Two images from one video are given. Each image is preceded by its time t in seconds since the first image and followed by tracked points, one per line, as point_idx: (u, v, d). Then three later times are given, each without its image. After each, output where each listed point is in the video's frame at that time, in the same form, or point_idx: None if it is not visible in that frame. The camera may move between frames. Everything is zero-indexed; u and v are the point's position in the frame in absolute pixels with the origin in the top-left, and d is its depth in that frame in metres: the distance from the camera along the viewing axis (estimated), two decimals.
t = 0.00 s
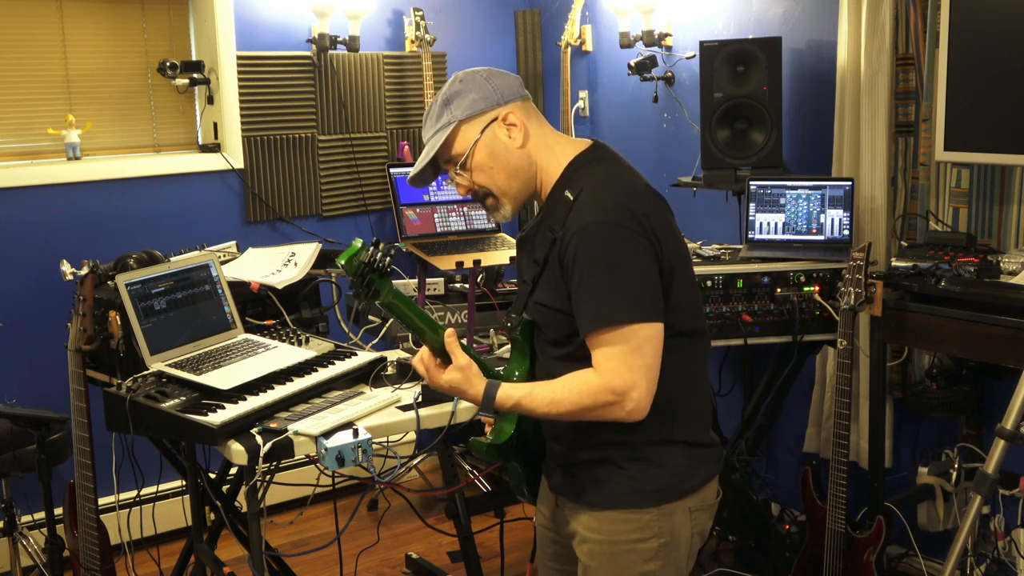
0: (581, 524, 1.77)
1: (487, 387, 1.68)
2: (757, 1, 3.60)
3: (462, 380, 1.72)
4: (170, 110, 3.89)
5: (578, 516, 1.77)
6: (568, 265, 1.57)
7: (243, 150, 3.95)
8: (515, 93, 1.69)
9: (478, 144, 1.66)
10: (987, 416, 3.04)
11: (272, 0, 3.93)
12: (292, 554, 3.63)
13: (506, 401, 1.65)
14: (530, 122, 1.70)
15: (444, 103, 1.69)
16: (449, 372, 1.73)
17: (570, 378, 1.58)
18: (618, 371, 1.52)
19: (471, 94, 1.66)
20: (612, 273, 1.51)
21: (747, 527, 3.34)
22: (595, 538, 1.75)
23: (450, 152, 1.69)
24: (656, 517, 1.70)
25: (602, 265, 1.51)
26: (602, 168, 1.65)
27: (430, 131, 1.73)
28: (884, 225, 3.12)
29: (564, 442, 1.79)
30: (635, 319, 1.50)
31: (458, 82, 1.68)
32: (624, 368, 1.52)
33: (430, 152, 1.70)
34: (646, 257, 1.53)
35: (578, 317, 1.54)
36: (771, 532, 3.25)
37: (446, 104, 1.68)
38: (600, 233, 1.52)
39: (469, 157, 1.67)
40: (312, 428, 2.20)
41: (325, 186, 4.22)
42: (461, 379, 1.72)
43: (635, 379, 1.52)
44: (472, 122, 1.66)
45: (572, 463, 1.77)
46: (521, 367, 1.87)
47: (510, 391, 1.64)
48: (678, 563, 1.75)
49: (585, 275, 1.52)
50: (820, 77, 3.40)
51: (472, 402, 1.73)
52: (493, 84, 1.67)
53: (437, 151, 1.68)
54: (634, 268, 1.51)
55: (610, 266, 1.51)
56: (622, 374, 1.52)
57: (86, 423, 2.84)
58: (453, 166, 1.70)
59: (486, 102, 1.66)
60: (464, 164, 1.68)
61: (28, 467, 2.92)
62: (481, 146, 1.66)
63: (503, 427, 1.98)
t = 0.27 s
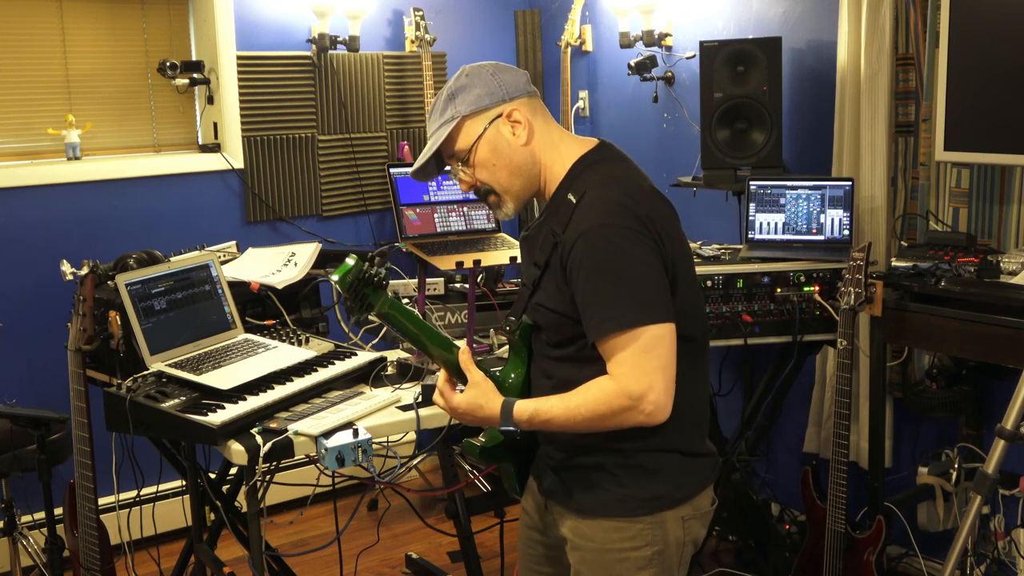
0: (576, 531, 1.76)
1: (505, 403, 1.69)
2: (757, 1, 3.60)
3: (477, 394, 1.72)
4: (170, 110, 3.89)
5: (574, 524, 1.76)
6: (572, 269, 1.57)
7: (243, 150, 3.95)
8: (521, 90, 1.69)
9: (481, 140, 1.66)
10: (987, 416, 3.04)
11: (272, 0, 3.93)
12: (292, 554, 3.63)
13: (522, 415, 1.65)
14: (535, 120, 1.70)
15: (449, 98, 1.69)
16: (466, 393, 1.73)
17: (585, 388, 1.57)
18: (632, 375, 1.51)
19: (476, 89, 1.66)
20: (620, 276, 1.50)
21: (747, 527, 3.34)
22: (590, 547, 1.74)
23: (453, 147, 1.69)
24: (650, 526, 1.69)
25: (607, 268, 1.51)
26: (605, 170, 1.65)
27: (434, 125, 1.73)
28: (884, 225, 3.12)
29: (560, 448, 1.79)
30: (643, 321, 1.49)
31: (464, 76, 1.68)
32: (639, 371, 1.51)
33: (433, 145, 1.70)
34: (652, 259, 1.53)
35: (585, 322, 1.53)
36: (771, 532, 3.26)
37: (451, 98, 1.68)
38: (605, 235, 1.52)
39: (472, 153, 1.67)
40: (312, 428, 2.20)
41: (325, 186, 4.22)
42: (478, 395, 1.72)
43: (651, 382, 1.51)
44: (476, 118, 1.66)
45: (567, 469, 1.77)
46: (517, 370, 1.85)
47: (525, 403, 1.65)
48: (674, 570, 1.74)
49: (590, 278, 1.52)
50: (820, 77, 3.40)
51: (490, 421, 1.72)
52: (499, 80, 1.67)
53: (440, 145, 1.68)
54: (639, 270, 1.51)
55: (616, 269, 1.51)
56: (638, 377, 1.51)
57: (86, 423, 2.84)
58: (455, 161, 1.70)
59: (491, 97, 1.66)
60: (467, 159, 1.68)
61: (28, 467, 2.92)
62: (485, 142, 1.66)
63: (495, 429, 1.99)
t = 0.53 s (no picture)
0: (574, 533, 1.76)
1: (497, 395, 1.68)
2: (757, 1, 3.60)
3: (467, 386, 1.72)
4: (170, 110, 3.89)
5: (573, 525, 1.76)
6: (567, 268, 1.57)
7: (243, 150, 3.95)
8: (523, 87, 1.69)
9: (482, 136, 1.66)
10: (987, 416, 3.04)
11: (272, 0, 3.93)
12: (292, 554, 3.63)
13: (508, 408, 1.65)
14: (536, 118, 1.70)
15: (450, 94, 1.69)
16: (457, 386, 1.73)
17: (572, 385, 1.57)
18: (620, 375, 1.51)
19: (478, 86, 1.66)
20: (612, 275, 1.51)
21: (747, 527, 3.35)
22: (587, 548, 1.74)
23: (454, 143, 1.69)
24: (640, 529, 1.69)
25: (602, 267, 1.51)
26: (603, 170, 1.65)
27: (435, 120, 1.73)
28: (884, 225, 3.12)
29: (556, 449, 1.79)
30: (636, 321, 1.49)
31: (466, 73, 1.68)
32: (626, 372, 1.51)
33: (434, 141, 1.70)
34: (647, 259, 1.53)
35: (578, 321, 1.53)
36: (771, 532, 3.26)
37: (453, 94, 1.68)
38: (602, 234, 1.52)
39: (472, 149, 1.67)
40: (312, 428, 2.20)
41: (325, 186, 4.22)
42: (470, 388, 1.72)
43: (640, 383, 1.51)
44: (477, 114, 1.66)
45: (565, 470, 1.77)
46: (510, 368, 1.85)
47: (513, 396, 1.65)
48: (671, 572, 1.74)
49: (585, 277, 1.52)
50: (820, 77, 3.40)
51: (481, 415, 1.71)
52: (501, 77, 1.67)
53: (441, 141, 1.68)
54: (634, 270, 1.51)
55: (611, 268, 1.51)
56: (626, 376, 1.51)
57: (86, 423, 2.84)
58: (455, 157, 1.70)
59: (492, 94, 1.66)
60: (467, 156, 1.69)
61: (28, 467, 2.92)
62: (485, 139, 1.66)
63: (486, 426, 1.98)
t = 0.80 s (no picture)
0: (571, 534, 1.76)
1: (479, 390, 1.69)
2: (757, 1, 3.60)
3: (452, 381, 1.73)
4: (170, 110, 3.89)
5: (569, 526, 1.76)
6: (548, 266, 1.57)
7: (243, 150, 3.95)
8: (516, 87, 1.68)
9: (472, 135, 1.66)
10: (987, 416, 3.04)
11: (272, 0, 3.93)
12: (292, 554, 3.63)
13: (490, 404, 1.66)
14: (528, 117, 1.69)
15: (443, 93, 1.69)
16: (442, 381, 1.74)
17: (552, 383, 1.57)
18: (597, 374, 1.51)
19: (470, 85, 1.66)
20: (593, 273, 1.50)
21: (748, 527, 3.35)
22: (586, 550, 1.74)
23: (446, 142, 1.70)
24: (622, 526, 1.69)
25: (581, 266, 1.51)
26: (590, 170, 1.65)
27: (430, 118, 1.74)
28: (884, 225, 3.12)
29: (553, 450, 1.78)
30: (613, 321, 1.49)
31: (459, 73, 1.68)
32: (604, 371, 1.50)
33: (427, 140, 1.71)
34: (627, 260, 1.53)
35: (557, 319, 1.54)
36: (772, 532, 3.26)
37: (446, 93, 1.69)
38: (582, 234, 1.52)
39: (463, 148, 1.68)
40: (312, 428, 2.20)
41: (325, 186, 4.22)
42: (454, 382, 1.73)
43: (617, 382, 1.51)
44: (468, 113, 1.66)
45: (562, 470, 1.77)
46: (503, 367, 1.90)
47: (494, 393, 1.66)
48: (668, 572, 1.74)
49: (564, 276, 1.52)
50: (820, 77, 3.40)
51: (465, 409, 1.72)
52: (494, 77, 1.67)
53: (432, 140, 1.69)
54: (613, 270, 1.51)
55: (590, 268, 1.51)
56: (603, 375, 1.50)
57: (86, 423, 2.84)
58: (448, 155, 1.71)
59: (484, 94, 1.66)
60: (458, 154, 1.69)
61: (28, 467, 2.92)
62: (475, 138, 1.66)
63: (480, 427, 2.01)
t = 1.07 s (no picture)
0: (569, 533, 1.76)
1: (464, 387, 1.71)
2: (757, 1, 3.60)
3: (439, 377, 1.75)
4: (170, 110, 3.89)
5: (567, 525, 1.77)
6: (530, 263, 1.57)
7: (243, 150, 3.95)
8: (505, 88, 1.68)
9: (462, 135, 1.67)
10: (987, 416, 3.04)
11: None
12: (292, 554, 3.63)
13: (475, 400, 1.68)
14: (518, 117, 1.69)
15: (435, 94, 1.70)
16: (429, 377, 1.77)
17: (533, 379, 1.58)
18: (575, 370, 1.51)
19: (459, 86, 1.67)
20: (573, 272, 1.50)
21: (748, 527, 3.35)
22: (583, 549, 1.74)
23: (437, 142, 1.71)
24: (606, 520, 1.70)
25: (560, 264, 1.51)
26: (577, 167, 1.64)
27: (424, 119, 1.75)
28: (884, 225, 3.12)
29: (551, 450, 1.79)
30: (591, 319, 1.49)
31: (450, 74, 1.69)
32: (582, 368, 1.50)
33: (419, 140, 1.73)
34: (607, 258, 1.52)
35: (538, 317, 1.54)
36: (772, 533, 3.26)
37: (437, 94, 1.70)
38: (562, 232, 1.52)
39: (453, 148, 1.69)
40: (312, 428, 2.20)
41: (325, 186, 4.22)
42: (440, 378, 1.76)
43: (594, 378, 1.50)
44: (457, 114, 1.67)
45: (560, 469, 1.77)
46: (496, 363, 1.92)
47: (480, 389, 1.68)
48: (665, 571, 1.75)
49: (544, 274, 1.52)
50: (820, 77, 3.40)
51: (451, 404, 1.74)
52: (483, 77, 1.67)
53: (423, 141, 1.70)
54: (593, 268, 1.51)
55: (569, 266, 1.51)
56: (581, 373, 1.50)
57: (86, 423, 2.84)
58: (440, 155, 1.72)
59: (473, 95, 1.66)
60: (449, 154, 1.70)
61: (28, 467, 2.92)
62: (465, 138, 1.67)
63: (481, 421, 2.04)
